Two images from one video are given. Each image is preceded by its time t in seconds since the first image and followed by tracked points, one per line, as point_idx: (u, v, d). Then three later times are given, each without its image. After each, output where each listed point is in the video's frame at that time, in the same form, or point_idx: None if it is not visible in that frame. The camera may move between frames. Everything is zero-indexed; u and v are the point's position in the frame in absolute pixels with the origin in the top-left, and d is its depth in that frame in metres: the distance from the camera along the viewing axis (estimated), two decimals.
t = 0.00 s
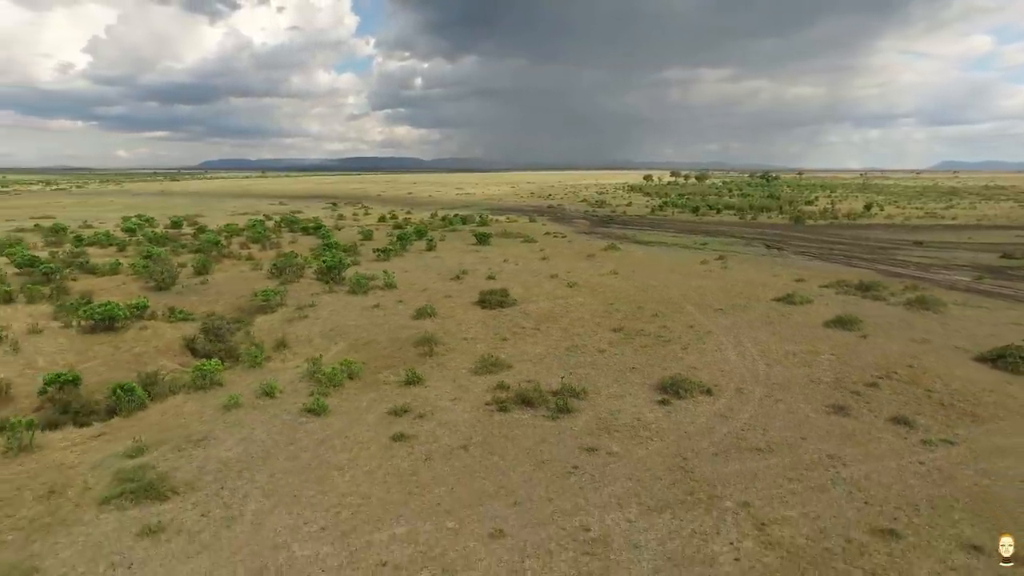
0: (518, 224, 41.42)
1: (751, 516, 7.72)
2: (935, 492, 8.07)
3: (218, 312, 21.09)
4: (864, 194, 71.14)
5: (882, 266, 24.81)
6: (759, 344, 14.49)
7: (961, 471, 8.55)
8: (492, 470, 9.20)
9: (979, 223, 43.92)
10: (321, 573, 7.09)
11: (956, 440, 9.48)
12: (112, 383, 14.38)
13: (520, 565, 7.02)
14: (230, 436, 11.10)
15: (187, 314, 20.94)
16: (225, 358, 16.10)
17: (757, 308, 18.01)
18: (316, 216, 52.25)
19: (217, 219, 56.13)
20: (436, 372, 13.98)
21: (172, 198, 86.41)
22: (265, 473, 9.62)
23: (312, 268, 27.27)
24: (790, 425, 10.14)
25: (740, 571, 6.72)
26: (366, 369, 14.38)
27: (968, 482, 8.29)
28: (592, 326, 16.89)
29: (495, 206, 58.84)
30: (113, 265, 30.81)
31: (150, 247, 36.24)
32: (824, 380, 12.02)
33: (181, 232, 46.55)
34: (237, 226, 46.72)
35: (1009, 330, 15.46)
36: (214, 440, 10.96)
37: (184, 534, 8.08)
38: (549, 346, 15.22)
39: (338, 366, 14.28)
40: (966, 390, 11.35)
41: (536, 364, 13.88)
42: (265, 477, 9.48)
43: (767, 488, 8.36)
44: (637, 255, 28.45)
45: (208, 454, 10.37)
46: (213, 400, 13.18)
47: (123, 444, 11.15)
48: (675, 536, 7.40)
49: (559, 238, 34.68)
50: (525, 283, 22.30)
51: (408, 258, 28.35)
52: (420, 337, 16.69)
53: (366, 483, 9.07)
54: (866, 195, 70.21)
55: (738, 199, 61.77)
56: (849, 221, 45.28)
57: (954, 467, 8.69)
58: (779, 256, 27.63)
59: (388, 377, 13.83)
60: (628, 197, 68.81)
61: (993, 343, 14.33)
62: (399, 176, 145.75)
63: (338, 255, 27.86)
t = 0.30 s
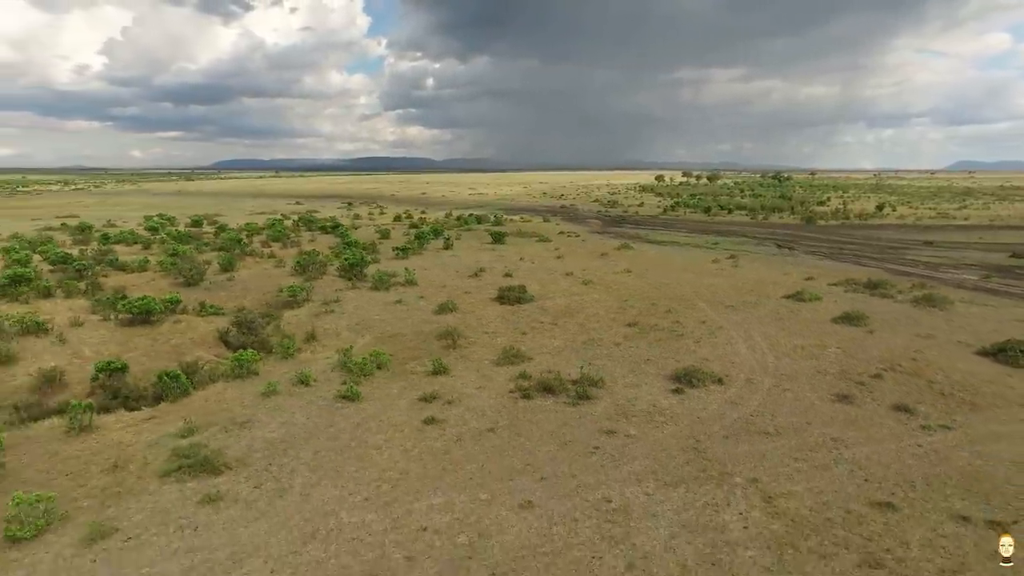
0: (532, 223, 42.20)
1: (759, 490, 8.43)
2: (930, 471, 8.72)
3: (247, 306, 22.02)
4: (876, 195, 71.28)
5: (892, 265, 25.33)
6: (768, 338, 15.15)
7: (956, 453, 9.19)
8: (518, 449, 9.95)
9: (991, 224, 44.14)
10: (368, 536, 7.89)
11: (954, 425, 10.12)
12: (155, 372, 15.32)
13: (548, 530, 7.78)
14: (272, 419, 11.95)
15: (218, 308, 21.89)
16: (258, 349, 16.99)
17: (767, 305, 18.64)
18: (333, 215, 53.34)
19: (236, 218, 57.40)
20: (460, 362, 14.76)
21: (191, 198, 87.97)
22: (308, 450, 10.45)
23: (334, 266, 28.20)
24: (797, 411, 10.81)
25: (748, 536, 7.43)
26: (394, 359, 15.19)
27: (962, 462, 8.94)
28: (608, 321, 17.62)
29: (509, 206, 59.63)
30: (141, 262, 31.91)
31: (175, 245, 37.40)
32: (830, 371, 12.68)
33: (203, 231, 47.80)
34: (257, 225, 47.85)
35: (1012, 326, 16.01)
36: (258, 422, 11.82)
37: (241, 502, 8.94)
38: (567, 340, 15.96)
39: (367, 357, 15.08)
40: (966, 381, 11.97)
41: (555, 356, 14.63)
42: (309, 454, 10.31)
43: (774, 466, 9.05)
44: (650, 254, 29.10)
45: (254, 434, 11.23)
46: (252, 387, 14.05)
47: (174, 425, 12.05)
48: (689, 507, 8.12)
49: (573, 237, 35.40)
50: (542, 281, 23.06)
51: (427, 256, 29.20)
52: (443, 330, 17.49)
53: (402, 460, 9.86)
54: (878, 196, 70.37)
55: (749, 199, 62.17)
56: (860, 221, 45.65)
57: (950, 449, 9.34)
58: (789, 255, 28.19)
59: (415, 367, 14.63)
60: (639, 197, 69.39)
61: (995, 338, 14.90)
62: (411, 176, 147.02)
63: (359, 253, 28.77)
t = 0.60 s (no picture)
0: (546, 223, 42.91)
1: (768, 469, 9.09)
2: (929, 453, 9.35)
3: (275, 301, 22.91)
4: (889, 195, 71.25)
5: (902, 264, 25.80)
6: (779, 333, 15.76)
7: (955, 437, 9.80)
8: (542, 431, 10.68)
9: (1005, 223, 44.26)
10: (408, 505, 8.64)
11: (954, 413, 10.72)
12: (195, 362, 16.22)
13: (574, 501, 8.50)
14: (310, 403, 12.76)
15: (246, 303, 22.81)
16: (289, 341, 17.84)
17: (778, 301, 19.23)
18: (350, 214, 54.36)
19: (255, 217, 58.61)
20: (483, 354, 15.51)
21: (208, 198, 89.47)
22: (346, 431, 11.24)
23: (355, 263, 29.07)
24: (805, 399, 11.44)
25: (757, 507, 8.12)
26: (420, 351, 15.98)
27: (959, 445, 9.56)
28: (623, 316, 18.30)
29: (522, 206, 60.38)
30: (169, 260, 33.00)
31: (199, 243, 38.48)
32: (838, 364, 13.28)
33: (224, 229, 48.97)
34: (276, 224, 48.93)
35: (1017, 323, 16.50)
36: (297, 406, 12.64)
37: (288, 476, 9.74)
38: (585, 334, 16.66)
39: (395, 349, 15.86)
40: (969, 373, 12.54)
41: (574, 348, 15.34)
42: (348, 435, 11.10)
43: (783, 448, 9.71)
44: (663, 253, 29.71)
45: (294, 417, 12.05)
46: (287, 375, 14.89)
47: (218, 409, 12.90)
48: (703, 482, 8.81)
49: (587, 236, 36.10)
50: (558, 278, 23.78)
51: (445, 254, 29.99)
52: (466, 324, 18.26)
53: (435, 440, 10.63)
54: (891, 196, 70.44)
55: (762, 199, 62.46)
56: (872, 221, 45.92)
57: (949, 434, 9.95)
58: (801, 254, 28.67)
59: (441, 358, 15.40)
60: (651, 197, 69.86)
61: (1000, 334, 15.42)
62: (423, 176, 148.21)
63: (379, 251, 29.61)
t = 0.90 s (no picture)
0: (559, 222, 43.66)
1: (777, 449, 9.77)
2: (929, 436, 9.99)
3: (301, 296, 23.82)
4: (902, 194, 71.46)
5: (912, 263, 26.30)
6: (789, 327, 16.40)
7: (954, 422, 10.44)
8: (565, 416, 11.40)
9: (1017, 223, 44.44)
10: (444, 479, 9.41)
11: (955, 401, 11.33)
12: (230, 353, 17.11)
13: (596, 476, 9.23)
14: (344, 389, 13.58)
15: (274, 298, 23.75)
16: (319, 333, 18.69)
17: (789, 298, 19.84)
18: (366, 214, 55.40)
19: (273, 216, 59.76)
20: (505, 346, 16.28)
21: (225, 198, 90.95)
22: (381, 414, 12.04)
23: (376, 261, 29.95)
24: (813, 388, 12.10)
25: (767, 482, 8.81)
26: (444, 343, 16.77)
27: (958, 430, 10.19)
28: (638, 312, 19.00)
29: (535, 206, 61.13)
30: (195, 257, 34.07)
31: (222, 241, 39.60)
32: (845, 356, 13.92)
33: (244, 228, 50.17)
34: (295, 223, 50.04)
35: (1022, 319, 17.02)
36: (332, 392, 13.46)
37: (329, 454, 10.54)
38: (601, 328, 17.38)
39: (421, 341, 16.67)
40: (970, 365, 13.14)
41: (591, 341, 16.07)
42: (382, 417, 11.90)
43: (791, 431, 10.38)
44: (676, 252, 30.34)
45: (331, 402, 12.87)
46: (320, 364, 15.73)
47: (258, 395, 13.75)
48: (716, 461, 9.51)
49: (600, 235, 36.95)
50: (574, 276, 24.50)
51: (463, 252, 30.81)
52: (487, 318, 19.05)
53: (464, 422, 11.40)
54: (904, 196, 70.58)
55: (774, 199, 62.81)
56: (884, 221, 46.24)
57: (949, 419, 10.58)
58: (812, 253, 29.17)
59: (465, 349, 16.19)
60: (663, 197, 70.38)
61: (1004, 329, 15.96)
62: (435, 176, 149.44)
63: (399, 250, 30.46)
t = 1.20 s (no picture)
0: (573, 221, 44.36)
1: (786, 431, 10.46)
2: (931, 421, 10.63)
3: (325, 291, 24.70)
4: (915, 194, 71.49)
5: (922, 262, 26.75)
6: (799, 322, 17.04)
7: (955, 409, 11.08)
8: (586, 401, 12.14)
9: None
10: (476, 456, 10.19)
11: (957, 389, 11.96)
12: (264, 343, 18.01)
13: (618, 454, 9.97)
14: (375, 376, 14.41)
15: (300, 293, 24.65)
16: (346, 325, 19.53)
17: (799, 294, 20.45)
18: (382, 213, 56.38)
19: (291, 215, 60.94)
20: (526, 338, 17.04)
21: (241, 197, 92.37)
22: (413, 398, 12.84)
23: (395, 258, 30.83)
24: (822, 377, 12.76)
25: (777, 460, 9.52)
26: (467, 336, 17.56)
27: (958, 415, 10.84)
28: (653, 307, 19.68)
29: (547, 205, 61.86)
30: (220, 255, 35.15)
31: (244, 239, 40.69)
32: (853, 349, 14.56)
33: (263, 226, 51.29)
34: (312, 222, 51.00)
35: None
36: (364, 379, 14.29)
37: (367, 433, 11.35)
38: (618, 322, 18.10)
39: (445, 333, 17.46)
40: (974, 357, 13.74)
41: (609, 334, 16.80)
42: (414, 401, 12.70)
43: (800, 415, 11.07)
44: (689, 250, 30.96)
45: (364, 388, 13.69)
46: (350, 354, 16.57)
47: (294, 381, 14.60)
48: (730, 441, 10.21)
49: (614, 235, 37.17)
50: (589, 273, 25.22)
51: (479, 250, 31.58)
52: (507, 312, 19.82)
53: (492, 406, 12.18)
54: (916, 196, 70.65)
55: (786, 199, 63.13)
56: (896, 221, 46.54)
57: (951, 406, 11.22)
58: (823, 252, 29.68)
59: (487, 341, 16.98)
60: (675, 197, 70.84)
61: (1009, 324, 16.51)
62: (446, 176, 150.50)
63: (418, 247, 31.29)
